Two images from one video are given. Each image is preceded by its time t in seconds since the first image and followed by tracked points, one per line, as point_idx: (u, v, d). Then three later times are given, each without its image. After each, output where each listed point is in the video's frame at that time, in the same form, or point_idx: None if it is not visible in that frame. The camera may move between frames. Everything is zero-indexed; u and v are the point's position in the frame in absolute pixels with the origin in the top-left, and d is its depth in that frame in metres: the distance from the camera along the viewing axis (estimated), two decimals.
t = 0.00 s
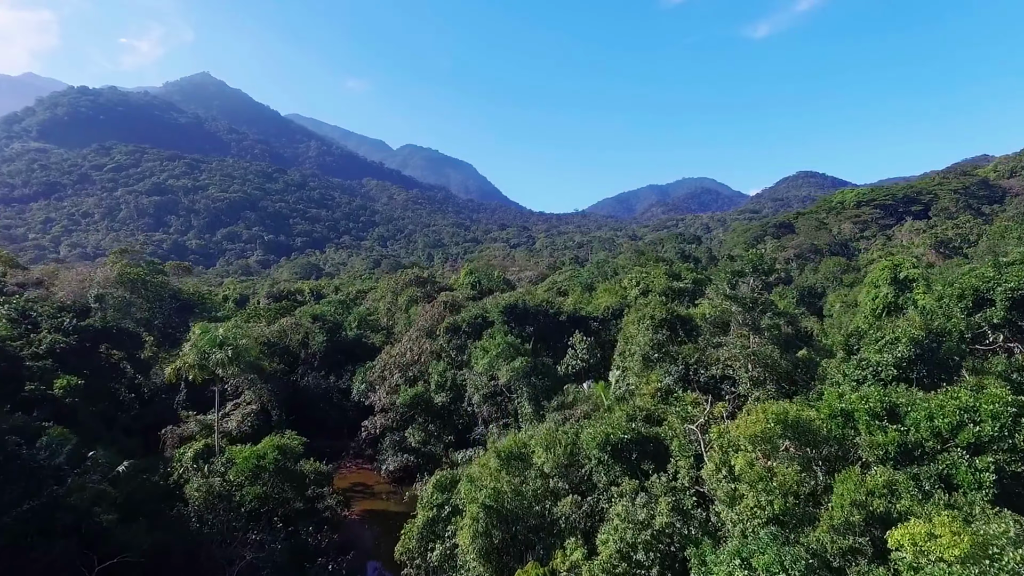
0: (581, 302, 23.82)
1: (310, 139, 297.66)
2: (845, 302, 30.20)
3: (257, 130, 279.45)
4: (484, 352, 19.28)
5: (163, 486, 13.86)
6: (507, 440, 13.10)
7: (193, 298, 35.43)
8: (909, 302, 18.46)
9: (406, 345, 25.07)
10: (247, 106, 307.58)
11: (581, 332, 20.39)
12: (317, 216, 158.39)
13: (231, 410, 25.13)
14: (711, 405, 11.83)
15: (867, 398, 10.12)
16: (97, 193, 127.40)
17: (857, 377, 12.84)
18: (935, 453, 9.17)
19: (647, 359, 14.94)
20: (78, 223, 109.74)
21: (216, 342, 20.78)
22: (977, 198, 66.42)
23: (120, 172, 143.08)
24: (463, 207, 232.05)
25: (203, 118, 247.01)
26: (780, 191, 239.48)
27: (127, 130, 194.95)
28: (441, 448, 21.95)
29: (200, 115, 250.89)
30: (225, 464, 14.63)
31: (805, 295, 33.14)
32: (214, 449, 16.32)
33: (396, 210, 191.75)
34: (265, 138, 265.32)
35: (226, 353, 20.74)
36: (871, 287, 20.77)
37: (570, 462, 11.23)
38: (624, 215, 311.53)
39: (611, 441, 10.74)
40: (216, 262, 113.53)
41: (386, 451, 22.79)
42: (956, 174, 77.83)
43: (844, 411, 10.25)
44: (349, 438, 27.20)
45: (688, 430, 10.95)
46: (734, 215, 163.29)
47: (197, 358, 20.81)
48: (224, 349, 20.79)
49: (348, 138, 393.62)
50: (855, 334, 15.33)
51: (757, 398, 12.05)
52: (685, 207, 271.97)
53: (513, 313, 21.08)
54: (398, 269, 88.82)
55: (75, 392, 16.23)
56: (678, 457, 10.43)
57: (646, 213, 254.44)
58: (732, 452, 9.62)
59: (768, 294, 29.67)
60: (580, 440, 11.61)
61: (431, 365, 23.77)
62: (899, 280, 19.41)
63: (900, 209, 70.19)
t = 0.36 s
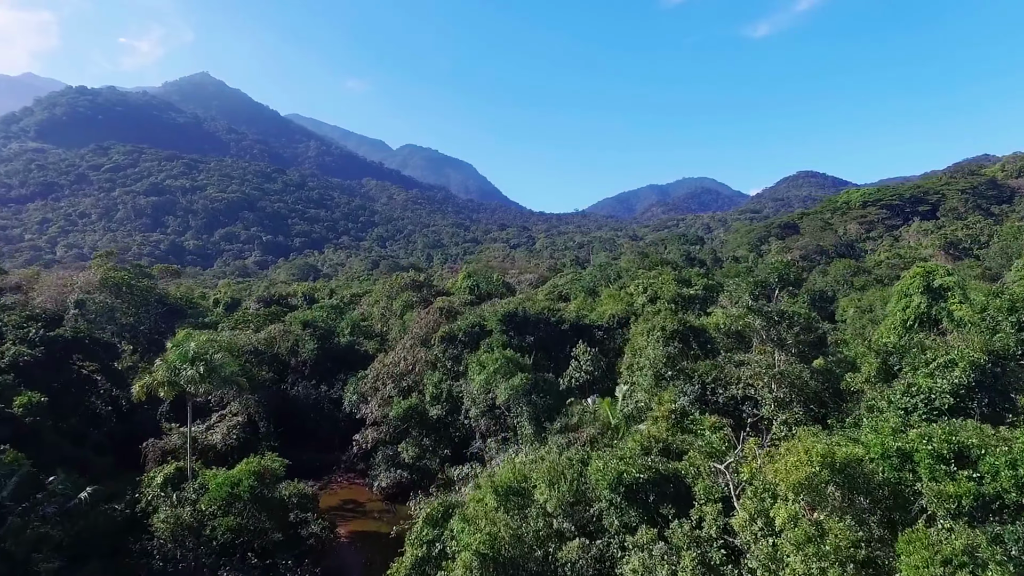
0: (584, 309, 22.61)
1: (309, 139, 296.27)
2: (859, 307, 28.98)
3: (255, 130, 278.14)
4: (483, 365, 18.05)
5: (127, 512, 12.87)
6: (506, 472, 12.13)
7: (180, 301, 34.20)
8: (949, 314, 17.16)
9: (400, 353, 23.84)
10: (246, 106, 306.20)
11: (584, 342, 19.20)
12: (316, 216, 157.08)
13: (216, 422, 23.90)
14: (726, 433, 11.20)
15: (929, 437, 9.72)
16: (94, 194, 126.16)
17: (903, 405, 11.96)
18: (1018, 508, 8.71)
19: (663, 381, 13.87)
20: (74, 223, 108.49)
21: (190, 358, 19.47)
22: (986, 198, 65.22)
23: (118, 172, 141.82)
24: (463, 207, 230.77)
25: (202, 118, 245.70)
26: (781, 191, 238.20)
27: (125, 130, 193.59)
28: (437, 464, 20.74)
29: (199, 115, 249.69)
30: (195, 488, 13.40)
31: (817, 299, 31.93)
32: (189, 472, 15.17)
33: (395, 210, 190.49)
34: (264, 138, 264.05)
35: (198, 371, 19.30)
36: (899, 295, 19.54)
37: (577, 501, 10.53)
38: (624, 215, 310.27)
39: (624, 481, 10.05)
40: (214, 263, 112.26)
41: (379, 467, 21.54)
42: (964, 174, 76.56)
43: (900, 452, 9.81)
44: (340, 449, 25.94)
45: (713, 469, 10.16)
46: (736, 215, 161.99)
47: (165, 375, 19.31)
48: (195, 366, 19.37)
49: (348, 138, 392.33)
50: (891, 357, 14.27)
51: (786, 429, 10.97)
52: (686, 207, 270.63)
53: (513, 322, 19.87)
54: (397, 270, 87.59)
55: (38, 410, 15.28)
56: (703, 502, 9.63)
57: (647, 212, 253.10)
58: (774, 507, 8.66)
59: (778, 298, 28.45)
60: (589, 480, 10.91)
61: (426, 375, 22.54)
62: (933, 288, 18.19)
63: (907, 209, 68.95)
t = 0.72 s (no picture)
0: (586, 315, 21.49)
1: (309, 138, 295.23)
2: (872, 312, 27.86)
3: (255, 130, 277.08)
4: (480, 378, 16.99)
5: (90, 542, 11.92)
6: (505, 505, 11.36)
7: (169, 305, 33.08)
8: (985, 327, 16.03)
9: (394, 362, 22.75)
10: (245, 106, 305.10)
11: (588, 352, 18.10)
12: (315, 216, 155.99)
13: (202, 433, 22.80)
14: (747, 462, 10.25)
15: (1006, 486, 8.56)
16: (92, 194, 125.10)
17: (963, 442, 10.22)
18: None
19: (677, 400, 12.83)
20: (71, 224, 107.41)
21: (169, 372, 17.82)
22: (993, 198, 64.07)
23: (116, 172, 140.74)
24: (462, 207, 229.69)
25: (201, 118, 244.64)
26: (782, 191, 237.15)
27: (124, 130, 192.48)
28: (432, 476, 19.59)
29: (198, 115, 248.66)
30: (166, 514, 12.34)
31: (827, 301, 30.80)
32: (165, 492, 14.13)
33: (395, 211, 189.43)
34: (264, 138, 263.00)
35: (170, 388, 16.63)
36: (930, 305, 18.29)
37: (584, 543, 9.78)
38: (625, 215, 308.97)
39: (640, 528, 9.00)
40: (212, 264, 111.19)
41: (372, 482, 20.47)
42: (970, 174, 75.39)
43: (970, 501, 8.71)
44: (332, 461, 24.86)
45: (745, 518, 9.26)
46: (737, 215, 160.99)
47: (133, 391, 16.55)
48: (167, 383, 16.67)
49: (348, 138, 391.22)
50: (928, 373, 13.13)
51: (817, 462, 9.92)
52: (686, 207, 269.49)
53: (513, 331, 18.82)
54: (396, 271, 86.47)
55: None
56: (733, 555, 8.66)
57: (648, 212, 252.00)
58: (822, 570, 7.65)
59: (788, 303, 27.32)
60: (597, 526, 9.97)
61: (421, 386, 21.42)
62: (968, 297, 16.98)
63: (913, 209, 67.79)
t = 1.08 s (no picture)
0: (589, 323, 20.28)
1: (309, 138, 294.03)
2: (889, 317, 26.61)
3: (254, 130, 275.95)
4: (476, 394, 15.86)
5: None
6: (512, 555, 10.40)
7: (156, 310, 31.83)
8: None
9: (386, 373, 21.50)
10: (244, 106, 303.91)
11: (593, 365, 16.89)
12: (314, 216, 154.73)
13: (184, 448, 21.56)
14: (778, 501, 9.24)
15: None
16: (89, 194, 123.87)
17: None
18: None
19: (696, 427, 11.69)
20: (69, 225, 106.15)
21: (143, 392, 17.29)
22: (1002, 198, 62.85)
23: (113, 173, 139.55)
24: (462, 207, 228.66)
25: (200, 118, 243.44)
26: (784, 191, 236.00)
27: (122, 130, 191.22)
28: (426, 494, 18.42)
29: (198, 115, 247.48)
30: (129, 551, 11.15)
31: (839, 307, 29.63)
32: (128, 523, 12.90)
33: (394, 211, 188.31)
34: (263, 138, 261.87)
35: (130, 413, 13.51)
36: (969, 317, 16.97)
37: None
38: (625, 215, 307.64)
39: None
40: (210, 264, 110.02)
41: (362, 500, 19.30)
42: (978, 173, 74.18)
43: None
44: (322, 475, 23.66)
45: None
46: (739, 215, 159.97)
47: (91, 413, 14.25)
48: (126, 408, 13.50)
49: (347, 138, 390.13)
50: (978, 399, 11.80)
51: (859, 501, 9.00)
52: (688, 207, 268.42)
53: (512, 342, 17.58)
54: (395, 272, 85.39)
55: None
56: None
57: (648, 212, 250.88)
58: None
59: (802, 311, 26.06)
60: None
61: (415, 399, 20.17)
62: (1014, 308, 15.68)
63: (921, 209, 66.60)
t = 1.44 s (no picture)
0: (594, 334, 19.04)
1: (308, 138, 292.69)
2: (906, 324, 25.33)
3: (253, 130, 274.57)
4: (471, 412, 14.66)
5: None
6: None
7: (141, 316, 30.51)
8: None
9: (378, 386, 20.19)
10: (243, 105, 302.48)
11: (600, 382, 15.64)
12: (313, 217, 153.44)
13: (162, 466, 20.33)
14: (821, 555, 7.93)
15: None
16: (86, 194, 122.57)
17: None
18: None
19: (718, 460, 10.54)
20: (65, 226, 104.87)
21: (100, 414, 16.23)
22: (1011, 199, 61.53)
23: (111, 173, 138.24)
24: (462, 207, 227.45)
25: (199, 118, 242.05)
26: (785, 191, 234.76)
27: (120, 129, 189.83)
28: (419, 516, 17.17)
29: (197, 115, 246.18)
30: None
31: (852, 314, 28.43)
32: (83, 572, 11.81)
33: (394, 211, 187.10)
34: (263, 138, 260.54)
35: (76, 444, 12.04)
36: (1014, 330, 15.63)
37: None
38: (625, 215, 306.20)
39: None
40: (207, 265, 108.67)
41: (352, 522, 18.11)
42: (985, 173, 72.92)
43: None
44: (311, 492, 22.35)
45: None
46: (740, 215, 158.75)
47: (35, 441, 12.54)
48: (72, 438, 12.04)
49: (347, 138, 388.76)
50: None
51: (916, 554, 7.97)
52: (688, 207, 267.17)
53: (511, 356, 16.32)
54: (394, 274, 84.17)
55: None
56: None
57: (648, 211, 249.63)
58: None
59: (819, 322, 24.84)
60: None
61: (407, 415, 18.89)
62: None
63: (929, 209, 65.37)
